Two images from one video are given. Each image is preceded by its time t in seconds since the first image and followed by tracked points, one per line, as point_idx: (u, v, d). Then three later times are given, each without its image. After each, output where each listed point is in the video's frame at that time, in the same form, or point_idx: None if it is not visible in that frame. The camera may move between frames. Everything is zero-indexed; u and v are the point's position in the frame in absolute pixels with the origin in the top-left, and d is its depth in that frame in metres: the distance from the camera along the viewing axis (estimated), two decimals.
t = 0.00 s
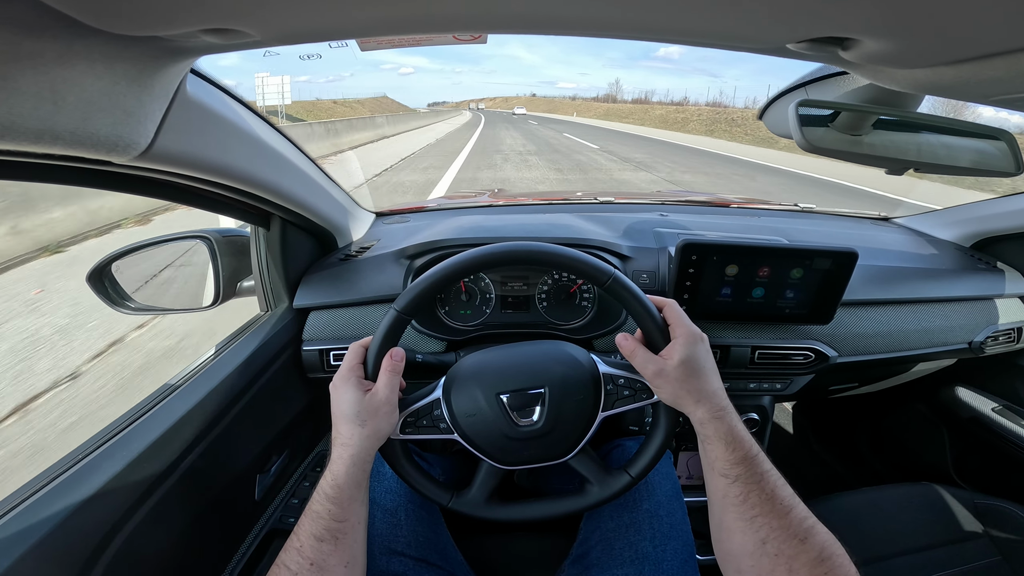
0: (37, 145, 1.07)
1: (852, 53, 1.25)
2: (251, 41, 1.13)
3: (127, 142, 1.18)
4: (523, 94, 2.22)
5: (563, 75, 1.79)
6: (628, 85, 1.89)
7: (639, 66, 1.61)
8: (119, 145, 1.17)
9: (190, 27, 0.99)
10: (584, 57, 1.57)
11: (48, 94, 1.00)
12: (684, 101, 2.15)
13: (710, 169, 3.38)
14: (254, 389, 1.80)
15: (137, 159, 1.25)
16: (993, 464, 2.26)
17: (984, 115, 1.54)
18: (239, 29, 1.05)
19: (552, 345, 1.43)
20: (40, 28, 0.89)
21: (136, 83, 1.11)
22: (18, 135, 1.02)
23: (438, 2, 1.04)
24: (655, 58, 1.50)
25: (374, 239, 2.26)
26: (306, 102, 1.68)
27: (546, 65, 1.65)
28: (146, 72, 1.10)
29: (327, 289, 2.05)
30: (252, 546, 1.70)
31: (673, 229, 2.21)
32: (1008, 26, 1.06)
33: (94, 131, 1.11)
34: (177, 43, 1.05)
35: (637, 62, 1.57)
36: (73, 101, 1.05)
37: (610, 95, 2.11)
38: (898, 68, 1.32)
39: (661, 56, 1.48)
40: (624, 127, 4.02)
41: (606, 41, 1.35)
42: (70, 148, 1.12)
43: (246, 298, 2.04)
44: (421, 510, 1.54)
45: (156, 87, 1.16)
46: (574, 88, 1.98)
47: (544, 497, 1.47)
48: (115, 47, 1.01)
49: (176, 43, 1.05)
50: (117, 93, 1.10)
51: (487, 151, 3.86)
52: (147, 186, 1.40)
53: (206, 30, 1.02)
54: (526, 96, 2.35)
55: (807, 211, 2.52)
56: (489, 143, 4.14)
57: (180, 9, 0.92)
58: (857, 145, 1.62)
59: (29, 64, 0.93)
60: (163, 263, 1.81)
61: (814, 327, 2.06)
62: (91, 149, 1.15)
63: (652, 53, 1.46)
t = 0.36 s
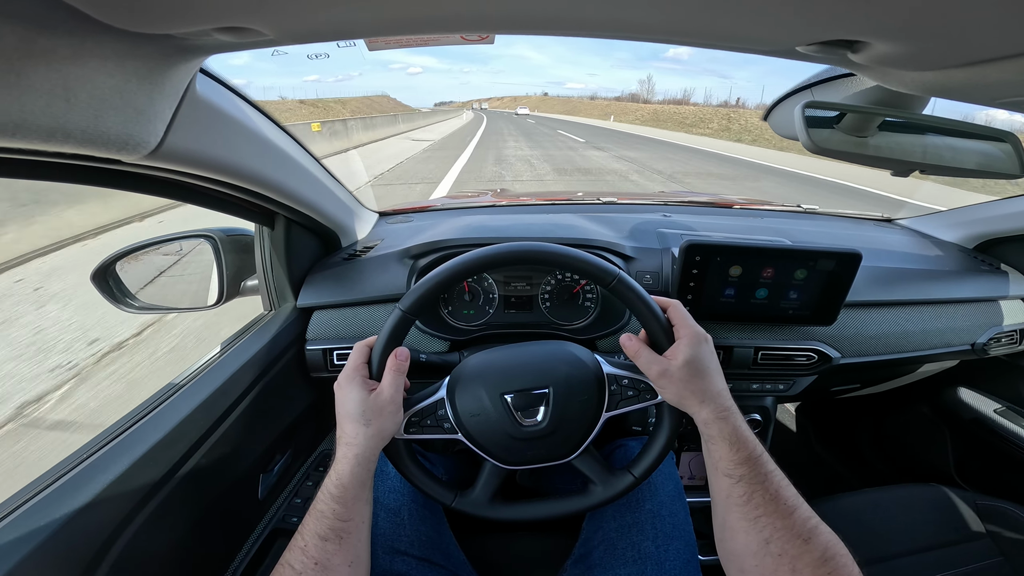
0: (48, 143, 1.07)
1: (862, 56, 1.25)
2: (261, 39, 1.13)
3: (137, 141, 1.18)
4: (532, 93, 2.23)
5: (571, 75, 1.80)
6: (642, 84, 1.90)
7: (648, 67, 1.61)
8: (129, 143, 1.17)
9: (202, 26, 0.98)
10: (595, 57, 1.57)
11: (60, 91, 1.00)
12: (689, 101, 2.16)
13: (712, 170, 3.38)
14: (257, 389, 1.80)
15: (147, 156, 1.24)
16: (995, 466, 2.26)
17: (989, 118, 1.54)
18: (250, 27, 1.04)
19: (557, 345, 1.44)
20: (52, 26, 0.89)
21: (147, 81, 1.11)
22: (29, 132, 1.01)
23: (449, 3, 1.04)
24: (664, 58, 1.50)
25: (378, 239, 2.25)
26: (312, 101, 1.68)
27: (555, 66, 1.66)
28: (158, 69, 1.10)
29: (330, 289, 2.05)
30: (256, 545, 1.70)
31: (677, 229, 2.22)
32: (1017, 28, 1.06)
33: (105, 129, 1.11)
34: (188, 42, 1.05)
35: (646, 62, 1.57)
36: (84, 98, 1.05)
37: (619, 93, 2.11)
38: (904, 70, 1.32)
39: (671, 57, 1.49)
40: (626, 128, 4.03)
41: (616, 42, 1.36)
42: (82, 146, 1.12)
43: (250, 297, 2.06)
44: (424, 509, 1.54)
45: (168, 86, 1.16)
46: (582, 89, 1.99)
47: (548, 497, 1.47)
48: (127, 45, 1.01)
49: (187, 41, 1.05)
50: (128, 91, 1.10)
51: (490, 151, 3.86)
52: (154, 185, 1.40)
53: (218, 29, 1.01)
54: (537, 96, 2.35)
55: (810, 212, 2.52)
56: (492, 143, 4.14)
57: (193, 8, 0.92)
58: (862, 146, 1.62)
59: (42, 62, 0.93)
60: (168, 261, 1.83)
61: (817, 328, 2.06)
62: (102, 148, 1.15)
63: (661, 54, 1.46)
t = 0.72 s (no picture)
0: (51, 141, 1.07)
1: (867, 55, 1.25)
2: (266, 37, 1.13)
3: (139, 139, 1.18)
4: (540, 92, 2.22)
5: (578, 76, 1.80)
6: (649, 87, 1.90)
7: (656, 67, 1.60)
8: (132, 141, 1.17)
9: (207, 23, 0.98)
10: (601, 57, 1.57)
11: (64, 89, 1.00)
12: (693, 100, 2.16)
13: (714, 171, 3.38)
14: (259, 388, 1.79)
15: (149, 155, 1.25)
16: (997, 467, 2.26)
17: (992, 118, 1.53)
18: (256, 25, 1.04)
19: (559, 345, 1.43)
20: (56, 23, 0.88)
21: (150, 79, 1.11)
22: (34, 130, 1.01)
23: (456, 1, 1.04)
24: (672, 59, 1.50)
25: (379, 239, 2.25)
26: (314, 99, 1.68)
27: (562, 66, 1.67)
28: (161, 67, 1.10)
29: (332, 289, 2.05)
30: (257, 545, 1.70)
31: (678, 229, 2.21)
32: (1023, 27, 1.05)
33: (107, 128, 1.11)
34: (193, 39, 1.05)
35: (654, 64, 1.57)
36: (88, 96, 1.05)
37: (628, 93, 2.11)
38: (908, 70, 1.32)
39: (679, 57, 1.48)
40: (627, 128, 4.03)
41: (623, 43, 1.36)
42: (84, 144, 1.12)
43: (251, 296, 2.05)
44: (425, 509, 1.54)
45: (171, 84, 1.16)
46: (590, 88, 1.98)
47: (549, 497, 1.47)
48: (131, 42, 1.00)
49: (192, 39, 1.05)
50: (131, 89, 1.10)
51: (491, 151, 3.86)
52: (156, 183, 1.40)
53: (223, 26, 1.01)
54: (549, 96, 2.35)
55: (812, 212, 2.51)
56: (493, 144, 4.15)
57: (198, 5, 0.91)
58: (864, 146, 1.62)
59: (46, 60, 0.93)
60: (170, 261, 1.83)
61: (819, 328, 2.06)
62: (104, 146, 1.15)
63: (669, 54, 1.46)
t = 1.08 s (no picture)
0: (52, 140, 1.07)
1: (865, 55, 1.26)
2: (268, 37, 1.13)
3: (140, 139, 1.18)
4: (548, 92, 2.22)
5: (584, 76, 1.81)
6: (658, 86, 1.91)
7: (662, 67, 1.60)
8: (133, 140, 1.17)
9: (210, 22, 0.98)
10: (603, 57, 1.58)
11: (65, 88, 1.00)
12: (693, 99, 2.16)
13: (712, 171, 3.40)
14: (258, 389, 1.79)
15: (149, 155, 1.24)
16: (994, 466, 2.28)
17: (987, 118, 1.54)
18: (258, 25, 1.04)
19: (559, 345, 1.44)
20: (58, 23, 0.88)
21: (152, 79, 1.11)
22: (34, 130, 1.01)
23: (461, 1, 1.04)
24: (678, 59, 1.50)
25: (378, 238, 2.24)
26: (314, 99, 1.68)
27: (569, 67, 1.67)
28: (162, 67, 1.10)
29: (330, 289, 2.04)
30: (257, 546, 1.69)
31: (677, 229, 2.22)
32: (1020, 28, 1.06)
33: (109, 127, 1.11)
34: (195, 39, 1.05)
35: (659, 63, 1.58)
36: (89, 95, 1.05)
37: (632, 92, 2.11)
38: (906, 70, 1.33)
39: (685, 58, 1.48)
40: (624, 128, 4.05)
41: (625, 43, 1.37)
42: (85, 143, 1.12)
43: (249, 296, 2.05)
44: (426, 509, 1.54)
45: (172, 84, 1.15)
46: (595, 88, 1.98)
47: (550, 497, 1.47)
48: (132, 42, 1.00)
49: (194, 38, 1.05)
50: (132, 89, 1.09)
51: (489, 151, 3.86)
52: (154, 183, 1.40)
53: (226, 25, 1.01)
54: (552, 95, 2.35)
55: (809, 212, 2.52)
56: (491, 144, 4.15)
57: (201, 5, 0.91)
58: (862, 146, 1.63)
59: (48, 59, 0.93)
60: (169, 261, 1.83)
61: (817, 327, 2.07)
62: (105, 145, 1.15)
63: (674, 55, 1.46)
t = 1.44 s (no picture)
0: (46, 141, 1.07)
1: (862, 55, 1.25)
2: (262, 37, 1.13)
3: (135, 139, 1.17)
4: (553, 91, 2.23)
5: (593, 77, 1.82)
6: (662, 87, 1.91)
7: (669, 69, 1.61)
8: (127, 141, 1.17)
9: (203, 23, 0.98)
10: (601, 57, 1.57)
11: (58, 89, 1.00)
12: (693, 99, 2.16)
13: (711, 171, 3.40)
14: (255, 390, 1.79)
15: (144, 156, 1.24)
16: (992, 466, 2.28)
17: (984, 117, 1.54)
18: (252, 25, 1.04)
19: (556, 345, 1.44)
20: (50, 23, 0.88)
21: (146, 79, 1.10)
22: (27, 130, 1.01)
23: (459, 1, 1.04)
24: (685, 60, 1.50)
25: (376, 238, 2.24)
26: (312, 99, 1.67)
27: (569, 67, 1.68)
28: (157, 68, 1.09)
29: (329, 290, 2.04)
30: (254, 546, 1.69)
31: (675, 229, 2.22)
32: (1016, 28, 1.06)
33: (103, 128, 1.11)
34: (189, 40, 1.04)
35: (664, 64, 1.57)
36: (83, 96, 1.05)
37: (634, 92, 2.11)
38: (902, 70, 1.32)
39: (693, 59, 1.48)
40: (623, 128, 4.04)
41: (621, 43, 1.37)
42: (79, 144, 1.12)
43: (246, 297, 2.06)
44: (424, 510, 1.54)
45: (166, 85, 1.15)
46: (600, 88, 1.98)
47: (547, 497, 1.47)
48: (126, 43, 1.00)
49: (188, 39, 1.04)
50: (125, 89, 1.09)
51: (488, 151, 3.87)
52: (150, 184, 1.40)
53: (219, 26, 1.01)
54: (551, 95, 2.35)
55: (807, 212, 2.51)
56: (490, 144, 4.15)
57: (193, 5, 0.91)
58: (860, 146, 1.63)
59: (41, 59, 0.93)
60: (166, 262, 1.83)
61: (815, 327, 2.07)
62: (99, 146, 1.15)
63: (682, 55, 1.45)
